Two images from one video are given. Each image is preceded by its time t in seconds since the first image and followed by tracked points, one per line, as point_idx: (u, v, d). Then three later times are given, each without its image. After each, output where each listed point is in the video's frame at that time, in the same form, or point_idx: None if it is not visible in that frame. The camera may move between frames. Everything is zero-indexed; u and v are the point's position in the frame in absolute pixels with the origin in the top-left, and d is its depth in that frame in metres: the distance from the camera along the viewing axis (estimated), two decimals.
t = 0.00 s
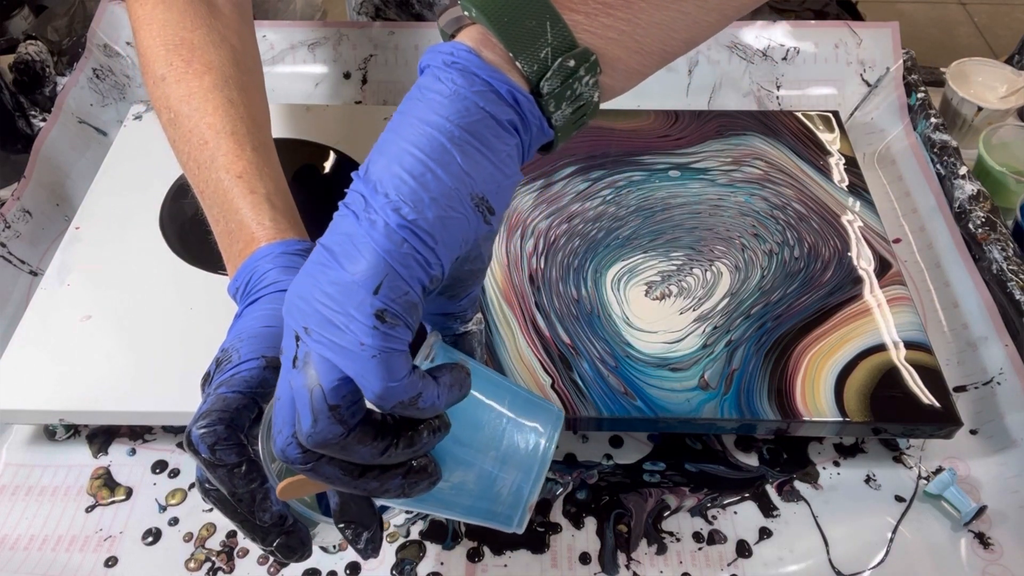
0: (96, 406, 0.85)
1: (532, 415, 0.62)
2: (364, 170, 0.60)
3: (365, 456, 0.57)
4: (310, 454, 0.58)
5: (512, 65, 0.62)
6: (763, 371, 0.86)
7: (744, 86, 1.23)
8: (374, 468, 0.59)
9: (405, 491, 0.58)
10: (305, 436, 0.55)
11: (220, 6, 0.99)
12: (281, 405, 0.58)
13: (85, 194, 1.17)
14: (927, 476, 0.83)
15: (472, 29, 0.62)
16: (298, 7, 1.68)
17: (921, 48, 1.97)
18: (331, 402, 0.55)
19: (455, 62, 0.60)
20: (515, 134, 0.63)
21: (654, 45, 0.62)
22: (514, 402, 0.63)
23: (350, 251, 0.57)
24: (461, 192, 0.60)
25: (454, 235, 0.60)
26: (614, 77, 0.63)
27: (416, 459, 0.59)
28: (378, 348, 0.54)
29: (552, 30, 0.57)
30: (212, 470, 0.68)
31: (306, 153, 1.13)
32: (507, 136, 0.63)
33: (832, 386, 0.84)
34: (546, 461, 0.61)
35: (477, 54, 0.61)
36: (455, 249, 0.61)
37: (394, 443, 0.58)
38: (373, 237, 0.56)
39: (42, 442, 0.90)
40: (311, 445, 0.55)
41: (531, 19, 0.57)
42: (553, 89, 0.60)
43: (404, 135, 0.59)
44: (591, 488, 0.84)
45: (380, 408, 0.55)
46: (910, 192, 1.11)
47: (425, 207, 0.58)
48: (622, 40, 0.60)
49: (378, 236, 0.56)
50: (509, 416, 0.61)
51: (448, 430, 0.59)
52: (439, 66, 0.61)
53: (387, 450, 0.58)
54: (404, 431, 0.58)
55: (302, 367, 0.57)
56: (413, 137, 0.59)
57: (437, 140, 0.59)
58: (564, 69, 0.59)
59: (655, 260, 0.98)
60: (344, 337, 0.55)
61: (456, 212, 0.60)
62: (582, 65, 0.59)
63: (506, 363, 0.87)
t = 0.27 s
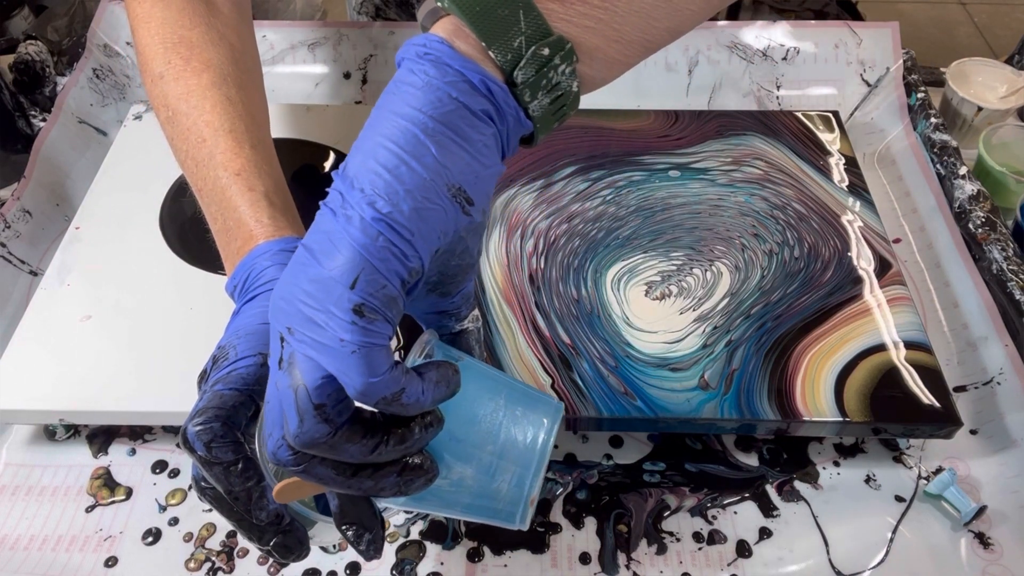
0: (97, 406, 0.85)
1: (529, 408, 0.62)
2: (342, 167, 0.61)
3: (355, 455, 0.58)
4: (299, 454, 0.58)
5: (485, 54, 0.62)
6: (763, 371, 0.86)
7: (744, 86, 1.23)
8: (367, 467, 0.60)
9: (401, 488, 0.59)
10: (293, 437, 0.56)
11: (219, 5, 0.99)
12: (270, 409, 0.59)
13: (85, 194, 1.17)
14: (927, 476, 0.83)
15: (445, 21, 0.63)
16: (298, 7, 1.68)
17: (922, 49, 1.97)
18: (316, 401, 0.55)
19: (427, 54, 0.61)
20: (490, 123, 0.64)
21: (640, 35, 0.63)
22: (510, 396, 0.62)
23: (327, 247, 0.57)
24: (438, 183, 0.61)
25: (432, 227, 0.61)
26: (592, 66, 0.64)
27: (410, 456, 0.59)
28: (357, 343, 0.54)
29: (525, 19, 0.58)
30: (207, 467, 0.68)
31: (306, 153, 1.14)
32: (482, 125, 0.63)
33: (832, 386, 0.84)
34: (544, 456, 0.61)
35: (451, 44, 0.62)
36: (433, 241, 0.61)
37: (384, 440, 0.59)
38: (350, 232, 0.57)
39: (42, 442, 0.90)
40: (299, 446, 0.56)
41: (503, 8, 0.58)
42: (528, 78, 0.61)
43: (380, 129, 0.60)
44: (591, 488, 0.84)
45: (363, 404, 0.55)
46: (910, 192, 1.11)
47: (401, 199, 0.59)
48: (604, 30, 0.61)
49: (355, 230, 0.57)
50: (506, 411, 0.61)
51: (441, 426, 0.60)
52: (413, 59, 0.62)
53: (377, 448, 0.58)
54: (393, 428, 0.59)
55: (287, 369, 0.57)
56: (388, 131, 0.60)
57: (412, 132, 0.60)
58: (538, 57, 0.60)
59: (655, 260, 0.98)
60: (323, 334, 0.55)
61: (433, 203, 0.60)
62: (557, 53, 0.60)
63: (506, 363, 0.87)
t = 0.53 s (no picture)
0: (97, 406, 0.85)
1: (518, 399, 0.62)
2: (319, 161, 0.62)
3: (338, 449, 0.58)
4: (284, 451, 0.59)
5: (455, 44, 0.63)
6: (763, 371, 0.86)
7: (744, 86, 1.23)
8: (353, 462, 0.60)
9: (389, 482, 0.59)
10: (275, 433, 0.56)
11: (221, 5, 0.99)
12: (254, 406, 0.60)
13: (85, 194, 1.17)
14: (927, 476, 0.83)
15: (417, 12, 0.64)
16: (298, 7, 1.68)
17: (922, 48, 1.97)
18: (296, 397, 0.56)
19: (398, 45, 0.61)
20: (464, 113, 0.64)
21: (616, 25, 0.62)
22: (499, 388, 0.62)
23: (302, 241, 0.58)
24: (411, 174, 0.61)
25: (405, 218, 0.61)
26: (568, 55, 0.64)
27: (396, 449, 0.60)
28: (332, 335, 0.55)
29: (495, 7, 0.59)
30: (212, 466, 0.68)
31: (306, 153, 1.14)
32: (456, 115, 0.63)
33: (832, 386, 0.84)
34: (534, 448, 0.61)
35: (421, 34, 0.62)
36: (408, 232, 0.61)
37: (368, 434, 0.59)
38: (323, 226, 0.58)
39: (42, 442, 0.90)
40: (280, 442, 0.56)
41: None
42: (499, 67, 0.61)
43: (352, 122, 0.60)
44: (591, 488, 0.84)
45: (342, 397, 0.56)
46: (910, 192, 1.11)
47: (373, 191, 0.59)
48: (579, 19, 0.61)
49: (328, 224, 0.57)
50: (494, 402, 0.61)
51: (427, 418, 0.60)
52: (385, 50, 0.62)
53: (360, 443, 0.59)
54: (377, 422, 0.59)
55: (268, 364, 0.58)
56: (360, 123, 0.60)
57: (383, 123, 0.60)
58: (510, 45, 0.60)
59: (655, 260, 0.98)
60: (301, 329, 0.56)
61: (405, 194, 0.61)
62: (529, 41, 0.60)
63: (506, 363, 0.87)
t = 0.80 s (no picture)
0: (97, 406, 0.85)
1: (518, 395, 0.62)
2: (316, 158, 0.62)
3: (338, 446, 0.58)
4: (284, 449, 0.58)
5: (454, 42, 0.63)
6: (763, 371, 0.86)
7: (744, 86, 1.23)
8: (353, 458, 0.60)
9: (389, 479, 0.59)
10: (275, 430, 0.56)
11: (219, 4, 0.99)
12: (253, 404, 0.59)
13: (85, 194, 1.17)
14: (927, 476, 0.83)
15: (415, 7, 0.64)
16: (297, 7, 1.68)
17: (921, 48, 1.97)
18: (297, 394, 0.56)
19: (395, 41, 0.62)
20: (461, 109, 0.65)
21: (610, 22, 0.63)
22: (498, 383, 0.63)
23: (300, 238, 0.58)
24: (409, 170, 0.61)
25: (404, 214, 0.61)
26: (564, 53, 0.64)
27: (396, 446, 0.60)
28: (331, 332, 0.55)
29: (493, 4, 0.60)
30: (209, 463, 0.68)
31: (306, 153, 1.14)
32: (453, 111, 0.64)
33: (832, 386, 0.84)
34: (534, 443, 0.61)
35: (418, 30, 0.62)
36: (406, 227, 0.62)
37: (369, 430, 0.59)
38: (322, 221, 0.58)
39: (42, 442, 0.90)
40: (281, 439, 0.56)
41: None
42: (496, 64, 0.62)
43: (350, 118, 0.61)
44: (591, 488, 0.84)
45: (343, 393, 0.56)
46: (910, 192, 1.11)
47: (371, 186, 0.59)
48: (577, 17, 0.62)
49: (326, 219, 0.58)
50: (494, 398, 0.62)
51: (426, 414, 0.60)
52: (382, 47, 0.63)
53: (360, 439, 0.59)
54: (377, 418, 0.59)
55: (267, 362, 0.57)
56: (358, 119, 0.61)
57: (381, 119, 0.60)
58: (507, 42, 0.61)
59: (655, 260, 0.98)
60: (300, 326, 0.56)
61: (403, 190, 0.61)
62: (526, 38, 0.61)
63: (506, 363, 0.87)
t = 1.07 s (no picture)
0: (97, 406, 0.85)
1: (518, 389, 0.62)
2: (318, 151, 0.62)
3: (338, 438, 0.58)
4: (284, 441, 0.58)
5: (456, 35, 0.63)
6: (763, 371, 0.86)
7: (744, 86, 1.23)
8: (353, 451, 0.60)
9: (389, 472, 0.60)
10: (275, 422, 0.56)
11: (219, 3, 0.99)
12: (254, 396, 0.59)
13: (85, 194, 1.17)
14: (927, 476, 0.83)
15: None
16: (297, 7, 1.67)
17: (921, 49, 1.97)
18: (299, 385, 0.56)
19: (399, 33, 0.62)
20: (464, 102, 0.64)
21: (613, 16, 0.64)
22: (497, 377, 0.62)
23: (302, 230, 0.58)
24: (412, 163, 0.61)
25: (406, 207, 0.61)
26: (567, 47, 0.65)
27: (396, 439, 0.60)
28: (333, 324, 0.55)
29: None
30: (209, 461, 0.68)
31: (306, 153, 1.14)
32: (456, 104, 0.64)
33: (832, 386, 0.84)
34: (533, 438, 0.61)
35: (421, 23, 0.62)
36: (407, 221, 0.62)
37: (370, 423, 0.59)
38: (324, 213, 0.57)
39: (42, 442, 0.90)
40: (282, 431, 0.56)
41: None
42: (500, 57, 0.62)
43: (353, 110, 0.61)
44: (591, 488, 0.84)
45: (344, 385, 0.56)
46: (910, 192, 1.11)
47: (373, 178, 0.59)
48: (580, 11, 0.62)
49: (328, 212, 0.57)
50: (493, 392, 0.61)
51: (427, 408, 0.60)
52: (384, 40, 0.63)
53: (361, 431, 0.59)
54: (378, 411, 0.59)
55: (268, 354, 0.58)
56: (360, 111, 0.61)
57: (383, 111, 0.60)
58: (510, 36, 0.61)
59: (655, 260, 0.98)
60: (301, 318, 0.56)
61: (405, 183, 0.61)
62: (530, 32, 0.61)
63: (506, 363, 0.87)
